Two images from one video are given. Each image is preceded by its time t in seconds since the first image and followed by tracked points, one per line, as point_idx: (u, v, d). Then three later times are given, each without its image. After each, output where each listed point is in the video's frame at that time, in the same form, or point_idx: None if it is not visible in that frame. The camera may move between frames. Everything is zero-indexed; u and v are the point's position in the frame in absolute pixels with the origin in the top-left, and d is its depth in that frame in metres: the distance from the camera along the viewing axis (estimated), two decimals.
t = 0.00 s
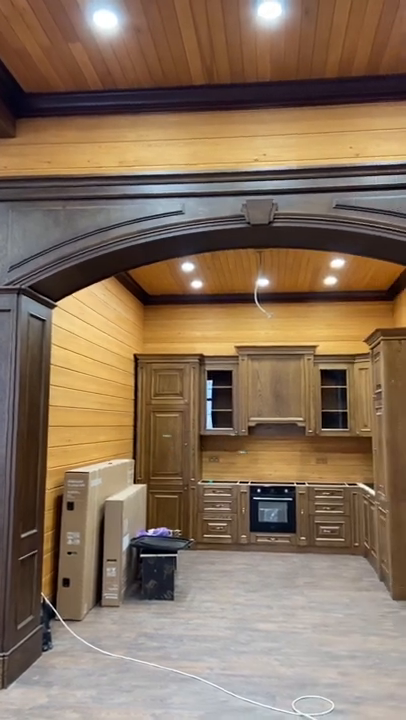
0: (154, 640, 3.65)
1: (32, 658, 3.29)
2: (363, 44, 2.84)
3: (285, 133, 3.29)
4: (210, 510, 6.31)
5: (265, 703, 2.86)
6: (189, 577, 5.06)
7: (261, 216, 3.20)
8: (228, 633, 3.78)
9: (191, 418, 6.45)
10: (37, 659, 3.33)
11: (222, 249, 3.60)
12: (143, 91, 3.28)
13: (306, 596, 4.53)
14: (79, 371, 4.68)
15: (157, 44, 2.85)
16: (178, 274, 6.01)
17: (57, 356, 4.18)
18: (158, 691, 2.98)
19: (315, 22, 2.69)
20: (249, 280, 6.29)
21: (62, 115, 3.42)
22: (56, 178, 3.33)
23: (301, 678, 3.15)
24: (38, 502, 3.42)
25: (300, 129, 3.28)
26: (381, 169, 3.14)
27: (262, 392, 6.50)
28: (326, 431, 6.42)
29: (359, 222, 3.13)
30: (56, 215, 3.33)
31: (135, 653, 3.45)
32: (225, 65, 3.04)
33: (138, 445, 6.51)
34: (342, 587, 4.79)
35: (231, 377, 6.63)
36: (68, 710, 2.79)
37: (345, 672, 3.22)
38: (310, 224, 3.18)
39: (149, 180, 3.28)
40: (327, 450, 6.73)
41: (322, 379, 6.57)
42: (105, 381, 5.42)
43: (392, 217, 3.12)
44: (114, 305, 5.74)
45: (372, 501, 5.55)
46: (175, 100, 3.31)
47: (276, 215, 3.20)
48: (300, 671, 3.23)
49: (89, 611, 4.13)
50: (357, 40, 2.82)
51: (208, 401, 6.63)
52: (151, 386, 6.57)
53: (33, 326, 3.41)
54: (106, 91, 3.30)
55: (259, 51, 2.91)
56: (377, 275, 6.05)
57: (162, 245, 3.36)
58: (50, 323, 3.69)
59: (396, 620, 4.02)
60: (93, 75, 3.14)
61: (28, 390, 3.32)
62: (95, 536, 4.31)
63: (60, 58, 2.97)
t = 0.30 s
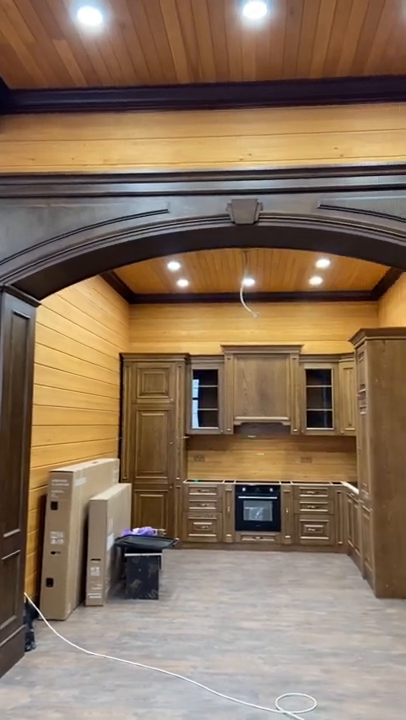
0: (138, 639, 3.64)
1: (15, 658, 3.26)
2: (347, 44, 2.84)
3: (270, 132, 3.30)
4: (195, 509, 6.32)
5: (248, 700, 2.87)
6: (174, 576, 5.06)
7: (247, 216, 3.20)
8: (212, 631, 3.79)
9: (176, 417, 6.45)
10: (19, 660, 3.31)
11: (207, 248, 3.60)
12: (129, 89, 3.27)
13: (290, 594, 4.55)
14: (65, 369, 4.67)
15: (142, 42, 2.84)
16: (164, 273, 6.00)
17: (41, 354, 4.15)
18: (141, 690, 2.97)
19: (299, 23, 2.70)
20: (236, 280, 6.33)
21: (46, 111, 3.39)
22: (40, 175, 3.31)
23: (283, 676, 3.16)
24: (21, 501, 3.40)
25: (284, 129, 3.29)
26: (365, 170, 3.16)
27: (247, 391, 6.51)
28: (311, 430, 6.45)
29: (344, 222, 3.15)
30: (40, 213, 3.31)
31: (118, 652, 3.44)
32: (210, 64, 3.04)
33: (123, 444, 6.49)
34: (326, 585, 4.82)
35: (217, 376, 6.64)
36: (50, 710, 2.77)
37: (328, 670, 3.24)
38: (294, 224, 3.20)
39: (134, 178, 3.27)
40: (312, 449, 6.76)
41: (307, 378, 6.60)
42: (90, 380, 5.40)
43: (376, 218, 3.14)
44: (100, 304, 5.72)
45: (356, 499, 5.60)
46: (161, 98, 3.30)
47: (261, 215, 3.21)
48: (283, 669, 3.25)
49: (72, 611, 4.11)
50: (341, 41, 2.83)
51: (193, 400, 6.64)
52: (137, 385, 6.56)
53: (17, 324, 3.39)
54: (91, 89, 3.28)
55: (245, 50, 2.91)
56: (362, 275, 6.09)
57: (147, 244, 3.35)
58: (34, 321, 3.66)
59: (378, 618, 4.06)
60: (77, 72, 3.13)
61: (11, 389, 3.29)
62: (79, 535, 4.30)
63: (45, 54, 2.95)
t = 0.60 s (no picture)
0: (122, 638, 3.64)
1: None
2: (331, 44, 2.85)
3: (255, 132, 3.30)
4: (180, 508, 6.31)
5: (231, 698, 2.88)
6: (159, 575, 5.05)
7: (231, 215, 3.21)
8: (196, 630, 3.79)
9: (161, 416, 6.44)
10: (1, 660, 3.28)
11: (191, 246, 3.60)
12: (113, 86, 3.25)
13: (274, 593, 4.57)
14: (49, 368, 4.64)
15: (127, 39, 2.83)
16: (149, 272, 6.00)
17: (25, 352, 4.12)
18: (124, 690, 2.96)
19: (285, 24, 2.70)
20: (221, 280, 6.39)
21: (30, 108, 3.36)
22: (24, 172, 3.28)
23: (266, 674, 3.17)
24: (3, 501, 3.37)
25: (269, 128, 3.30)
26: (349, 170, 3.18)
27: (233, 390, 6.53)
28: (296, 429, 6.48)
29: (328, 222, 3.17)
30: (24, 210, 3.28)
31: (102, 652, 3.42)
32: (195, 62, 3.04)
33: (107, 443, 6.47)
34: (310, 584, 4.85)
35: (202, 375, 6.64)
36: (32, 710, 2.76)
37: (310, 667, 3.26)
38: (278, 224, 3.21)
39: (118, 176, 3.26)
40: (296, 448, 6.80)
41: (292, 378, 6.62)
42: (74, 379, 5.37)
43: (359, 218, 3.16)
44: (85, 302, 5.69)
45: (340, 497, 5.63)
46: (146, 96, 3.29)
47: (246, 215, 3.21)
48: (266, 666, 3.26)
49: (55, 611, 4.08)
50: (326, 43, 2.84)
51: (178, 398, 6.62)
52: (122, 384, 6.54)
53: None
54: (75, 86, 3.26)
55: (230, 50, 2.91)
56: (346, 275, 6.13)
57: (132, 242, 3.34)
58: (17, 319, 3.64)
59: (361, 615, 4.10)
60: (61, 69, 3.10)
61: None
62: (63, 534, 4.28)
63: (28, 50, 2.92)
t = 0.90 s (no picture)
0: (105, 637, 3.63)
1: None
2: (315, 44, 2.86)
3: (239, 131, 3.31)
4: (164, 507, 6.31)
5: (213, 697, 2.89)
6: (143, 574, 5.05)
7: (216, 214, 3.21)
8: (179, 629, 3.79)
9: (146, 415, 6.43)
10: None
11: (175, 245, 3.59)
12: (98, 84, 3.23)
13: (257, 591, 4.59)
14: (32, 366, 4.61)
15: (111, 36, 2.81)
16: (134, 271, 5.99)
17: (7, 350, 4.09)
18: (106, 689, 2.95)
19: (269, 24, 2.71)
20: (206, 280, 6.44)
21: (13, 104, 3.33)
22: (7, 169, 3.24)
23: (248, 672, 3.18)
24: None
25: (253, 128, 3.31)
26: (333, 171, 3.20)
27: (217, 389, 6.54)
28: (280, 427, 6.51)
29: (312, 222, 3.19)
30: (6, 207, 3.24)
31: (85, 652, 3.41)
32: (180, 61, 3.03)
33: (91, 442, 6.44)
34: (293, 582, 4.88)
35: (187, 374, 6.64)
36: (14, 710, 2.74)
37: (293, 665, 3.28)
38: (262, 224, 3.22)
39: (102, 174, 3.24)
40: (280, 447, 6.83)
41: (277, 377, 6.64)
42: (58, 377, 5.34)
43: (342, 219, 3.18)
44: (69, 300, 5.66)
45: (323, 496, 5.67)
46: (130, 94, 3.27)
47: (230, 215, 3.22)
48: (248, 665, 3.27)
49: (38, 611, 4.05)
50: (310, 43, 2.86)
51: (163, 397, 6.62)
52: (106, 383, 6.52)
53: None
54: (59, 83, 3.23)
55: (214, 49, 2.91)
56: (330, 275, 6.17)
57: (116, 240, 3.33)
58: None
59: (343, 613, 4.13)
60: (45, 65, 3.07)
61: None
62: (46, 534, 4.25)
63: (11, 46, 2.89)
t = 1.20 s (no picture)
0: (87, 637, 3.61)
1: None
2: (298, 45, 2.87)
3: (222, 131, 3.31)
4: (148, 507, 6.30)
5: (194, 695, 2.89)
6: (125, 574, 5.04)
7: (199, 212, 3.21)
8: (162, 628, 3.79)
9: (129, 414, 6.42)
10: None
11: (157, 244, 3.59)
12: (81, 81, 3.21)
13: (240, 590, 4.61)
14: (14, 365, 4.57)
15: (94, 33, 2.80)
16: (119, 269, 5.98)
17: None
18: (87, 689, 2.94)
19: (252, 23, 2.71)
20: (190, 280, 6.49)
21: None
22: None
23: (230, 670, 3.19)
24: None
25: (236, 128, 3.31)
26: (315, 172, 3.22)
27: (201, 388, 6.54)
28: (264, 426, 6.53)
29: (295, 222, 3.20)
30: None
31: (66, 651, 3.40)
32: (163, 59, 3.02)
33: (74, 442, 6.41)
34: (275, 580, 4.90)
35: (171, 373, 6.63)
36: None
37: (275, 662, 3.30)
38: (245, 223, 3.23)
39: (86, 172, 3.22)
40: (264, 445, 6.86)
41: (261, 377, 6.69)
42: (41, 376, 5.31)
43: (323, 219, 3.20)
44: (52, 298, 5.62)
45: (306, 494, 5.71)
46: (114, 92, 3.26)
47: (213, 215, 3.22)
48: (230, 663, 3.28)
49: (19, 611, 4.02)
50: (293, 44, 2.87)
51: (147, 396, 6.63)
52: (89, 383, 6.49)
53: None
54: (42, 79, 3.21)
55: (198, 47, 2.91)
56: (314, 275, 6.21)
57: (98, 239, 3.31)
58: None
59: (324, 610, 4.16)
60: (27, 61, 3.05)
61: None
62: (27, 534, 4.22)
63: None
